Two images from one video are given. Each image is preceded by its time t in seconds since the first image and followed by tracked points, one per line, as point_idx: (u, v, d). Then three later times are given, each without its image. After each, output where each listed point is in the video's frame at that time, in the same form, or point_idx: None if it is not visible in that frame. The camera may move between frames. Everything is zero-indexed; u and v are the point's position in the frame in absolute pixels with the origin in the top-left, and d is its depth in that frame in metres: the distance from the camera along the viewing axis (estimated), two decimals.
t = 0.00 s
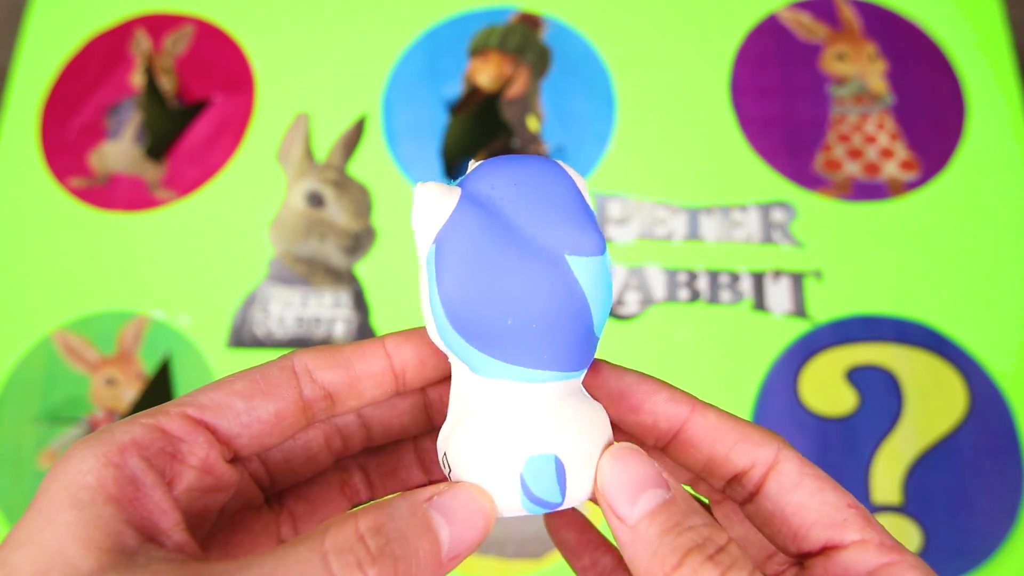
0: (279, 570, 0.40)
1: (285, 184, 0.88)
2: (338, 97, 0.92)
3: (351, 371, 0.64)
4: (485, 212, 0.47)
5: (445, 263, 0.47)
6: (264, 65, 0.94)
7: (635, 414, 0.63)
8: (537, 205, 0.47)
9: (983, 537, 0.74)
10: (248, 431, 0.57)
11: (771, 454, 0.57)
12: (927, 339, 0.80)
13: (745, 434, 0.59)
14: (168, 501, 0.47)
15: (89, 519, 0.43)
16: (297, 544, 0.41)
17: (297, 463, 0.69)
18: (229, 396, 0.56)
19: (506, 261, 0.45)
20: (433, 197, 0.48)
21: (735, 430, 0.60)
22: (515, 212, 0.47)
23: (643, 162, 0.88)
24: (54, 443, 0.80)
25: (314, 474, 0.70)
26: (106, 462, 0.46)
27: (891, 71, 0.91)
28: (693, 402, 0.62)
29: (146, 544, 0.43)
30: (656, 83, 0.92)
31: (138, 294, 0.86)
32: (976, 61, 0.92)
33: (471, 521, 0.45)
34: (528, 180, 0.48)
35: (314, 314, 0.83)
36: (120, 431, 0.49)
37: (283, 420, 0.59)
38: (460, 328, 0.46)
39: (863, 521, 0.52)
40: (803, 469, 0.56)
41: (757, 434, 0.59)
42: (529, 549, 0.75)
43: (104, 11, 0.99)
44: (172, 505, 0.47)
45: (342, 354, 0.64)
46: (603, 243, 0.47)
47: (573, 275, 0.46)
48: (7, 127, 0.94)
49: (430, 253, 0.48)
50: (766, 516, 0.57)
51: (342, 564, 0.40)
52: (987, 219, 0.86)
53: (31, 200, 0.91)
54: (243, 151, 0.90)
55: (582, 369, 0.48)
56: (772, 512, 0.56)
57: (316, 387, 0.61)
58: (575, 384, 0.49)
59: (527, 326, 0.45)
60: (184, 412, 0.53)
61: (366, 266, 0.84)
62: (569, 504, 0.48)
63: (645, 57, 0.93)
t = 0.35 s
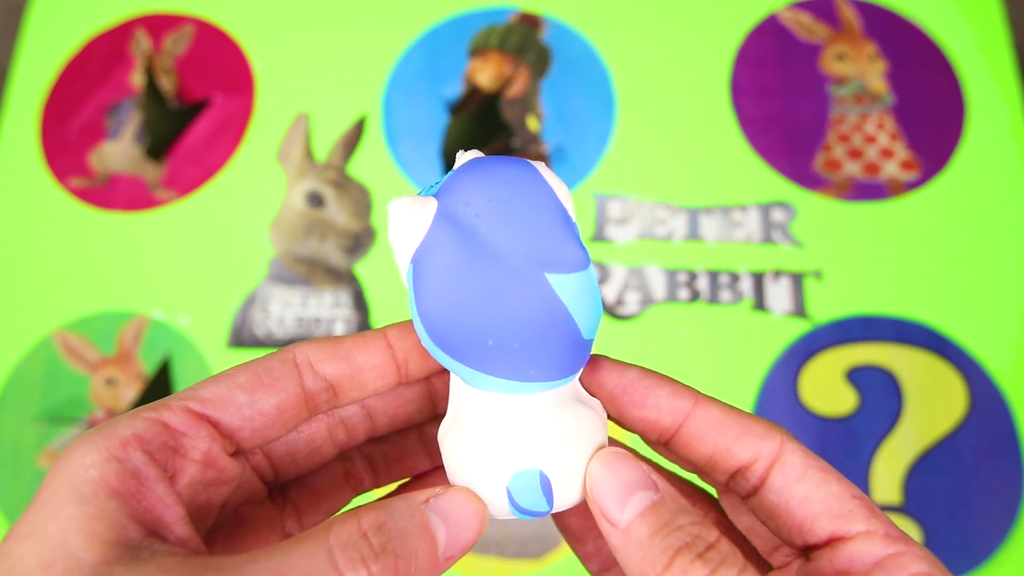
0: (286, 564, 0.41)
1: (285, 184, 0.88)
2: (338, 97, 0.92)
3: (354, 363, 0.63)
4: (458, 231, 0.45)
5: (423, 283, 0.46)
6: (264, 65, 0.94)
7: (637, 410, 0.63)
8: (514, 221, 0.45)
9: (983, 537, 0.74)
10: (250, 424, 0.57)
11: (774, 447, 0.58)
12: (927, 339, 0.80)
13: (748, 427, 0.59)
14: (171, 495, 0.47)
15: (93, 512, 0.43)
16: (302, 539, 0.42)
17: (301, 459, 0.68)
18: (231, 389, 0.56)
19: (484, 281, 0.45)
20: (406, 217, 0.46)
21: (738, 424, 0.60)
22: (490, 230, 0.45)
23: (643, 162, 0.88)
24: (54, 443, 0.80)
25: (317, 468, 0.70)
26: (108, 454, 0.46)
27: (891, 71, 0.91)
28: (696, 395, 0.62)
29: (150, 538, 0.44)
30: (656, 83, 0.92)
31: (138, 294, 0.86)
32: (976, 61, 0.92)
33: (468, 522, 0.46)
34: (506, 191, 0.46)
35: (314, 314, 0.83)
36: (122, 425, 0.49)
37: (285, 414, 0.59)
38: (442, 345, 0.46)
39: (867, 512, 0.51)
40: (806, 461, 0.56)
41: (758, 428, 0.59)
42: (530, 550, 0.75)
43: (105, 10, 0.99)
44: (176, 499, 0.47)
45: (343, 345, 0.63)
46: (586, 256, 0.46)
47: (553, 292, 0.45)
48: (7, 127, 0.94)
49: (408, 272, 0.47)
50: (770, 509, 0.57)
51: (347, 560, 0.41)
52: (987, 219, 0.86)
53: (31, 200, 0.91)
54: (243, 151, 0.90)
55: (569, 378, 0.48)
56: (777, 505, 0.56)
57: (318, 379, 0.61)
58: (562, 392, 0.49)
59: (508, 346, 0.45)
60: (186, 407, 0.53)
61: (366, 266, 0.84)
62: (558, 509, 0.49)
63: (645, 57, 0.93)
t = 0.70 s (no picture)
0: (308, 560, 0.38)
1: (285, 184, 0.88)
2: (338, 97, 0.92)
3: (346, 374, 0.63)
4: (519, 192, 0.49)
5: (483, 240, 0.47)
6: (264, 65, 0.94)
7: (617, 399, 0.61)
8: (555, 196, 0.51)
9: (983, 537, 0.74)
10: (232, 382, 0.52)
11: (750, 445, 0.57)
12: (927, 339, 0.80)
13: (726, 423, 0.59)
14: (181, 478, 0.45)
15: (102, 508, 0.41)
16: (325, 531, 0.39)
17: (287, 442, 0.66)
18: (197, 339, 0.48)
19: (548, 239, 0.48)
20: (476, 174, 0.47)
21: (716, 420, 0.59)
22: (540, 197, 0.50)
23: (643, 162, 0.88)
24: (54, 443, 0.80)
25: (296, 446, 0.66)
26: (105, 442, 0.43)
27: (891, 70, 0.91)
28: (676, 389, 0.61)
29: (172, 527, 0.42)
30: (656, 82, 0.92)
31: (138, 294, 0.86)
32: (976, 61, 0.92)
33: (508, 507, 0.41)
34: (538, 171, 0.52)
35: (314, 314, 0.82)
36: (108, 406, 0.45)
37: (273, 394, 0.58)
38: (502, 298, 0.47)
39: (837, 518, 0.52)
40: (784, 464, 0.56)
41: (738, 425, 0.58)
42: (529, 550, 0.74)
43: (105, 11, 0.99)
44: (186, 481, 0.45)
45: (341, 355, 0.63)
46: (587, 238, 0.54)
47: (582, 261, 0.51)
48: (7, 127, 0.94)
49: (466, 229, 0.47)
50: (743, 507, 0.56)
51: (368, 559, 0.38)
52: (987, 219, 0.86)
53: (31, 200, 0.91)
54: (243, 151, 0.90)
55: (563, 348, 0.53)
56: (748, 504, 0.56)
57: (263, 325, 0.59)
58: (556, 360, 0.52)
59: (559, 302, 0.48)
60: (161, 373, 0.47)
61: (366, 266, 0.84)
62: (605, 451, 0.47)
63: (645, 57, 0.93)
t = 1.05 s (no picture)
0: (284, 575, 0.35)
1: (285, 184, 0.88)
2: (338, 97, 0.92)
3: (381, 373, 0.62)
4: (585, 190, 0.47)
5: (561, 239, 0.44)
6: (264, 65, 0.94)
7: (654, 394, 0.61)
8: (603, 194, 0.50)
9: (983, 537, 0.74)
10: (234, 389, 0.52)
11: (783, 431, 0.58)
12: (927, 339, 0.80)
13: (759, 411, 0.59)
14: (168, 494, 0.42)
15: (87, 527, 0.38)
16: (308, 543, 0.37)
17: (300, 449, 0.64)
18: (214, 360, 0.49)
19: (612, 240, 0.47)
20: (551, 175, 0.44)
21: (749, 408, 0.59)
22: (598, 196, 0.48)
23: (643, 162, 0.88)
24: (54, 443, 0.80)
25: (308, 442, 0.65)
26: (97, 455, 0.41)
27: (891, 70, 0.91)
28: (710, 381, 0.61)
29: (149, 549, 0.39)
30: (656, 83, 0.92)
31: (138, 294, 0.86)
32: (975, 61, 0.92)
33: (503, 514, 0.37)
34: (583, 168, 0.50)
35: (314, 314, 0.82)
36: (104, 420, 0.43)
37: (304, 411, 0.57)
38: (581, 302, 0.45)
39: (861, 504, 0.52)
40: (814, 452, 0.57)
41: (772, 412, 0.59)
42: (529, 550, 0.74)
43: (105, 11, 0.99)
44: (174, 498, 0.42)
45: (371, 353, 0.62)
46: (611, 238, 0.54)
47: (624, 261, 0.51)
48: (7, 127, 0.94)
49: (545, 227, 0.44)
50: (771, 491, 0.57)
51: (351, 568, 0.36)
52: (987, 219, 0.86)
53: (30, 200, 0.91)
54: (243, 151, 0.90)
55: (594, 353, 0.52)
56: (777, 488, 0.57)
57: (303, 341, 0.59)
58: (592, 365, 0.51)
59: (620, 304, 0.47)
60: (163, 386, 0.46)
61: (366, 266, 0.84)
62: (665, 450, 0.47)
63: (645, 57, 0.93)
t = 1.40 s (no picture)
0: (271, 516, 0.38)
1: (285, 184, 0.88)
2: (339, 97, 0.92)
3: (384, 376, 0.64)
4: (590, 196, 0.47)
5: (576, 246, 0.45)
6: (264, 65, 0.94)
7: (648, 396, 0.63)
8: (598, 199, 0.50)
9: (983, 537, 0.74)
10: (270, 429, 0.58)
11: (774, 454, 0.58)
12: (927, 339, 0.80)
13: (749, 431, 0.60)
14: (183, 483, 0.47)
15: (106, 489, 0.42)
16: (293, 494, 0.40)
17: (314, 459, 0.63)
18: (259, 391, 0.57)
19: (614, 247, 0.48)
20: (561, 178, 0.45)
21: (739, 427, 0.61)
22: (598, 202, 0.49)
23: (643, 163, 0.88)
24: (54, 443, 0.80)
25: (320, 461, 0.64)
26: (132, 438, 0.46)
27: (891, 70, 0.91)
28: (701, 394, 0.63)
29: (158, 519, 0.42)
30: (657, 83, 0.92)
31: (138, 294, 0.86)
32: (976, 61, 0.92)
33: (480, 449, 0.41)
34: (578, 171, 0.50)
35: (314, 314, 0.82)
36: (145, 412, 0.50)
37: (306, 420, 0.60)
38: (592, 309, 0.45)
39: (863, 524, 0.53)
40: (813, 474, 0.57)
41: (762, 432, 0.60)
42: (529, 550, 0.74)
43: (105, 10, 1.00)
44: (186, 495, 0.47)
45: (377, 358, 0.64)
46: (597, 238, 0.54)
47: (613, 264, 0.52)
48: (7, 127, 0.94)
49: (560, 233, 0.44)
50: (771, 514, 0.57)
51: (335, 507, 0.39)
52: (988, 219, 0.86)
53: (31, 200, 0.91)
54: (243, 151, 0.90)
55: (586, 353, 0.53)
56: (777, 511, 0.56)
57: (345, 388, 0.63)
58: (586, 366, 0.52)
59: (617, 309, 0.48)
60: (210, 403, 0.54)
61: (366, 266, 0.84)
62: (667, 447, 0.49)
63: (645, 57, 0.93)
